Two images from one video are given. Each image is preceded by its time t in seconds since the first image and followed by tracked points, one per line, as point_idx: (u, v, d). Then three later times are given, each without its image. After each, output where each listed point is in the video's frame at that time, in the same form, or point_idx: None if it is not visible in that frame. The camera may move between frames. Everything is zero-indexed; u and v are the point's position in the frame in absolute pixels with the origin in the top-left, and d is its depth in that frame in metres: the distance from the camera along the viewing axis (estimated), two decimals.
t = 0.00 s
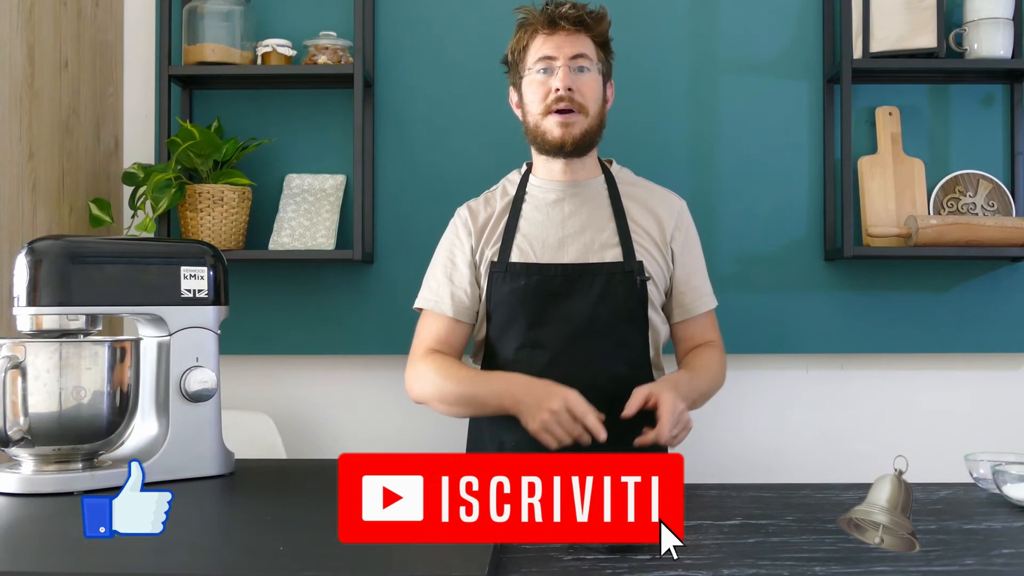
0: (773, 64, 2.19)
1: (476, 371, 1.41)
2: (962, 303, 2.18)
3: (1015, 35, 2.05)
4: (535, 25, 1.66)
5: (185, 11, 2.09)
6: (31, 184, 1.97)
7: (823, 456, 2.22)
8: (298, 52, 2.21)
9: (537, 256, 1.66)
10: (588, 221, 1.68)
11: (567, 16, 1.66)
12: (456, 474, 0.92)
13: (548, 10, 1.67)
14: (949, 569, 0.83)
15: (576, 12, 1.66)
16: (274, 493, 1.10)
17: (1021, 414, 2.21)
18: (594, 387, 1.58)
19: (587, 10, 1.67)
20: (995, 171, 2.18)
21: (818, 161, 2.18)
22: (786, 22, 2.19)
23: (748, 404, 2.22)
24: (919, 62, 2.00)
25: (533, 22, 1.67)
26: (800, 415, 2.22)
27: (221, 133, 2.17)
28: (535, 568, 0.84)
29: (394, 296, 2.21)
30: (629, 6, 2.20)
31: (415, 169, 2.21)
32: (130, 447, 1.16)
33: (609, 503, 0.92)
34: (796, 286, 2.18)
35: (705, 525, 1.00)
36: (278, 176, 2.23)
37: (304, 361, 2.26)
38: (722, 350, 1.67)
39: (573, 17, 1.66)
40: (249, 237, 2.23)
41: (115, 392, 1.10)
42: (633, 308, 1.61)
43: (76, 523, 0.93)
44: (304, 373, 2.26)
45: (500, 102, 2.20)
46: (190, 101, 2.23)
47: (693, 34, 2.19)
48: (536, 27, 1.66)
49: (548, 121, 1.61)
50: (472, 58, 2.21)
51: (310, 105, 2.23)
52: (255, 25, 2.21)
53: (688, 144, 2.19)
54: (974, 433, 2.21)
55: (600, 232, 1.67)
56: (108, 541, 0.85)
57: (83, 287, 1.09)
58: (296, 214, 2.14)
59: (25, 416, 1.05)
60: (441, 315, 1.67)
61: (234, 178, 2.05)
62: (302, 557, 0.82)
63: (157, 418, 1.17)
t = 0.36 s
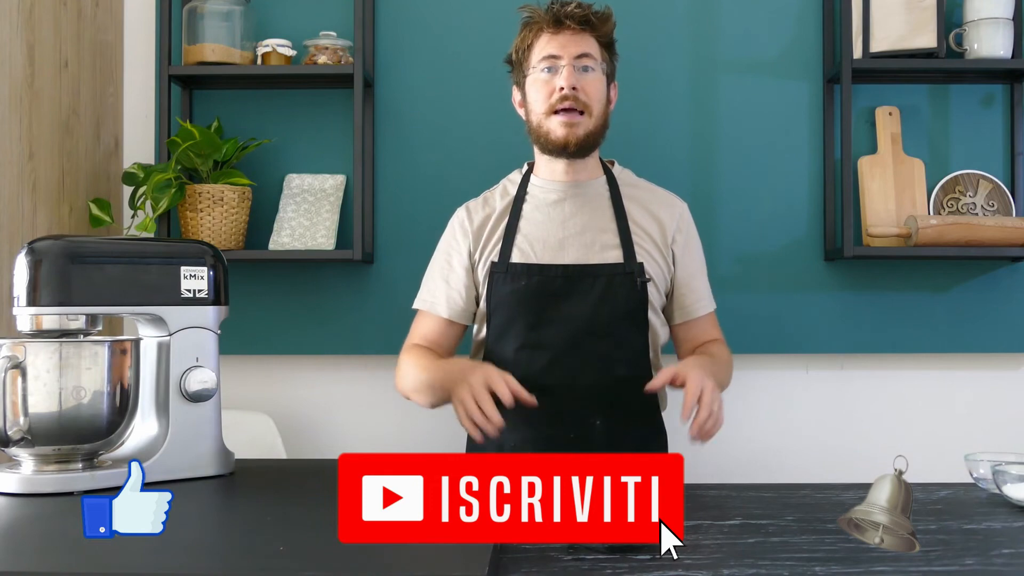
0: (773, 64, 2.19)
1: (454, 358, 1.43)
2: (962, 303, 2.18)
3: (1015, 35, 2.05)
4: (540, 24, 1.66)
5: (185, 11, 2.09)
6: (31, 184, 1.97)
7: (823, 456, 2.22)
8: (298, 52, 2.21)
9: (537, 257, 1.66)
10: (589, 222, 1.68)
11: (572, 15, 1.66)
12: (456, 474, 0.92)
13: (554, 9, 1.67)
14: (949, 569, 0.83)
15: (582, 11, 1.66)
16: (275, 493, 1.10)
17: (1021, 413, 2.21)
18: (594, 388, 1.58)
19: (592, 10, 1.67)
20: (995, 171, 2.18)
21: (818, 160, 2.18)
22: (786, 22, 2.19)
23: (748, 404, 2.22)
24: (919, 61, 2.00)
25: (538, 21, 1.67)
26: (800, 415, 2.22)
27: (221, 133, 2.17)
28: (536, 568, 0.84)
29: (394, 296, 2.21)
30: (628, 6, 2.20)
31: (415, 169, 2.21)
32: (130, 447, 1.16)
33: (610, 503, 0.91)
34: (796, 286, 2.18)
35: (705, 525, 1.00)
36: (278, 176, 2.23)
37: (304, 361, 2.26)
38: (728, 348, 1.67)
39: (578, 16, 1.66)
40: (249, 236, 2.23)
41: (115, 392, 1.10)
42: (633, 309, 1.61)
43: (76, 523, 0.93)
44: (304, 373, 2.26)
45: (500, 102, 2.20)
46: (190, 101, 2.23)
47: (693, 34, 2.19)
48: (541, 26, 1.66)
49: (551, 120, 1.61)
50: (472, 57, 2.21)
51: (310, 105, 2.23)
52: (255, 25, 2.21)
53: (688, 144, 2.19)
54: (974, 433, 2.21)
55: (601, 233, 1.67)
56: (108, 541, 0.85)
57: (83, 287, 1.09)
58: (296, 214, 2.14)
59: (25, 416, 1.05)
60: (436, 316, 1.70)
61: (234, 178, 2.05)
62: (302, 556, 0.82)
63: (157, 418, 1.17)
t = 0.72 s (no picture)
0: (773, 64, 2.19)
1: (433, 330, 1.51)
2: (962, 303, 2.18)
3: (1015, 35, 2.05)
4: (537, 25, 1.66)
5: (185, 11, 2.09)
6: (31, 184, 1.97)
7: (823, 456, 2.22)
8: (298, 52, 2.21)
9: (535, 257, 1.66)
10: (587, 222, 1.68)
11: (569, 16, 1.65)
12: (456, 474, 0.92)
13: (550, 10, 1.67)
14: (949, 569, 0.83)
15: (578, 11, 1.66)
16: (275, 493, 1.10)
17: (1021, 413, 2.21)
18: (593, 387, 1.57)
19: (588, 10, 1.67)
20: (995, 171, 2.18)
21: (818, 161, 2.18)
22: (786, 22, 2.19)
23: (748, 404, 2.22)
24: (919, 62, 2.00)
25: (535, 21, 1.67)
26: (800, 415, 2.22)
27: (221, 133, 2.17)
28: (536, 568, 0.84)
29: (394, 296, 2.21)
30: (628, 6, 2.20)
31: (415, 169, 2.21)
32: (130, 446, 1.17)
33: (610, 503, 0.92)
34: (796, 286, 2.18)
35: (705, 525, 1.00)
36: (278, 176, 2.23)
37: (304, 361, 2.26)
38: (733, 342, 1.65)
39: (575, 17, 1.66)
40: (249, 237, 2.23)
41: (115, 392, 1.10)
42: (633, 309, 1.61)
43: (77, 523, 0.93)
44: (304, 373, 2.26)
45: (500, 101, 2.20)
46: (190, 101, 2.23)
47: (693, 34, 2.19)
48: (538, 27, 1.66)
49: (548, 120, 1.62)
50: (472, 57, 2.21)
51: (310, 105, 2.23)
52: (255, 25, 2.21)
53: (688, 144, 2.19)
54: (974, 433, 2.21)
55: (600, 233, 1.67)
56: (108, 541, 0.85)
57: (83, 287, 1.09)
58: (296, 214, 2.14)
59: (25, 416, 1.05)
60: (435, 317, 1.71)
61: (234, 178, 2.05)
62: (302, 556, 0.82)
63: (156, 418, 1.17)
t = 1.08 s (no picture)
0: (773, 64, 2.19)
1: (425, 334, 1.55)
2: (962, 303, 2.18)
3: (1015, 35, 2.05)
4: (535, 25, 1.66)
5: (185, 11, 2.09)
6: (31, 184, 1.96)
7: (823, 456, 2.22)
8: (298, 52, 2.21)
9: (535, 258, 1.66)
10: (587, 223, 1.68)
11: (567, 16, 1.66)
12: (456, 474, 0.92)
13: (548, 10, 1.67)
14: (949, 569, 0.83)
15: (576, 12, 1.66)
16: (275, 493, 1.10)
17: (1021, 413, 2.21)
18: (593, 388, 1.57)
19: (587, 10, 1.67)
20: (994, 171, 2.18)
21: (818, 161, 2.18)
22: (786, 22, 2.19)
23: (749, 405, 2.22)
24: (919, 61, 2.00)
25: (534, 21, 1.67)
26: (800, 416, 2.22)
27: (221, 133, 2.17)
28: (535, 568, 0.84)
29: (394, 296, 2.21)
30: (628, 5, 2.20)
31: (415, 169, 2.21)
32: (130, 446, 1.17)
33: (609, 503, 0.92)
34: (796, 286, 2.18)
35: (705, 525, 1.00)
36: (278, 176, 2.23)
37: (305, 362, 2.26)
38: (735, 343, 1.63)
39: (573, 17, 1.66)
40: (249, 237, 2.23)
41: (115, 392, 1.10)
42: (633, 309, 1.61)
43: (77, 523, 0.93)
44: (304, 373, 2.26)
45: (500, 101, 2.20)
46: (190, 101, 2.23)
47: (693, 34, 2.19)
48: (536, 27, 1.66)
49: (547, 120, 1.62)
50: (472, 57, 2.21)
51: (310, 105, 2.23)
52: (254, 25, 2.20)
53: (688, 144, 2.19)
54: (974, 433, 2.21)
55: (600, 233, 1.67)
56: (108, 542, 0.86)
57: (83, 287, 1.09)
58: (296, 214, 2.14)
59: (25, 416, 1.05)
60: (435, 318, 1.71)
61: (234, 178, 2.05)
62: (302, 556, 0.82)
63: (156, 418, 1.17)
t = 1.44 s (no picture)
0: (773, 64, 2.19)
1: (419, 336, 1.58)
2: (962, 303, 2.18)
3: (1015, 35, 2.05)
4: (536, 26, 1.66)
5: (185, 11, 2.09)
6: (31, 184, 1.96)
7: (823, 456, 2.22)
8: (298, 52, 2.21)
9: (534, 258, 1.66)
10: (587, 223, 1.68)
11: (568, 17, 1.66)
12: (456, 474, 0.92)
13: (550, 11, 1.67)
14: (949, 569, 0.83)
15: (578, 14, 1.66)
16: (275, 493, 1.10)
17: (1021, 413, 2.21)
18: (593, 388, 1.57)
19: (588, 11, 1.67)
20: (994, 171, 2.18)
21: (818, 161, 2.18)
22: (786, 22, 2.19)
23: (749, 404, 2.22)
24: (919, 62, 2.00)
25: (534, 23, 1.67)
26: (800, 416, 2.22)
27: (221, 133, 2.17)
28: (535, 568, 0.84)
29: (394, 296, 2.21)
30: (628, 5, 2.20)
31: (415, 169, 2.21)
32: (130, 446, 1.17)
33: (609, 503, 0.92)
34: (796, 286, 2.18)
35: (705, 525, 1.00)
36: (278, 176, 2.23)
37: (304, 362, 2.26)
38: (737, 338, 1.63)
39: (574, 19, 1.65)
40: (249, 237, 2.23)
41: (115, 392, 1.10)
42: (632, 309, 1.61)
43: (77, 523, 0.93)
44: (304, 373, 2.26)
45: (500, 101, 2.20)
46: (191, 101, 2.23)
47: (693, 34, 2.19)
48: (537, 28, 1.66)
49: (547, 121, 1.62)
50: (472, 57, 2.21)
51: (310, 105, 2.23)
52: (254, 25, 2.20)
53: (688, 144, 2.19)
54: (974, 433, 2.21)
55: (599, 233, 1.67)
56: (108, 542, 0.86)
57: (83, 287, 1.09)
58: (296, 214, 2.14)
59: (25, 416, 1.05)
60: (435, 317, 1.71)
61: (234, 178, 2.05)
62: (302, 556, 0.82)
63: (157, 418, 1.17)
